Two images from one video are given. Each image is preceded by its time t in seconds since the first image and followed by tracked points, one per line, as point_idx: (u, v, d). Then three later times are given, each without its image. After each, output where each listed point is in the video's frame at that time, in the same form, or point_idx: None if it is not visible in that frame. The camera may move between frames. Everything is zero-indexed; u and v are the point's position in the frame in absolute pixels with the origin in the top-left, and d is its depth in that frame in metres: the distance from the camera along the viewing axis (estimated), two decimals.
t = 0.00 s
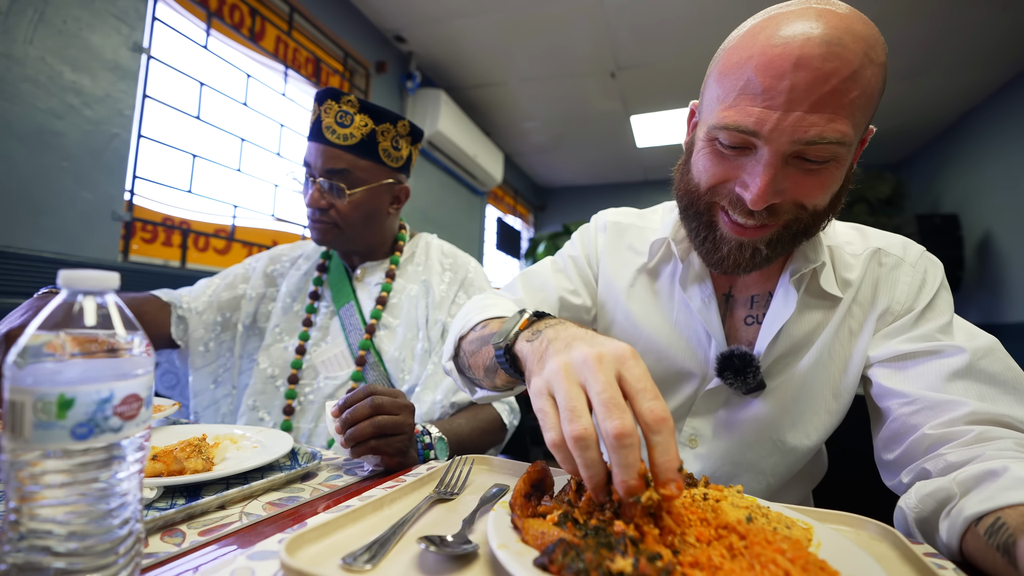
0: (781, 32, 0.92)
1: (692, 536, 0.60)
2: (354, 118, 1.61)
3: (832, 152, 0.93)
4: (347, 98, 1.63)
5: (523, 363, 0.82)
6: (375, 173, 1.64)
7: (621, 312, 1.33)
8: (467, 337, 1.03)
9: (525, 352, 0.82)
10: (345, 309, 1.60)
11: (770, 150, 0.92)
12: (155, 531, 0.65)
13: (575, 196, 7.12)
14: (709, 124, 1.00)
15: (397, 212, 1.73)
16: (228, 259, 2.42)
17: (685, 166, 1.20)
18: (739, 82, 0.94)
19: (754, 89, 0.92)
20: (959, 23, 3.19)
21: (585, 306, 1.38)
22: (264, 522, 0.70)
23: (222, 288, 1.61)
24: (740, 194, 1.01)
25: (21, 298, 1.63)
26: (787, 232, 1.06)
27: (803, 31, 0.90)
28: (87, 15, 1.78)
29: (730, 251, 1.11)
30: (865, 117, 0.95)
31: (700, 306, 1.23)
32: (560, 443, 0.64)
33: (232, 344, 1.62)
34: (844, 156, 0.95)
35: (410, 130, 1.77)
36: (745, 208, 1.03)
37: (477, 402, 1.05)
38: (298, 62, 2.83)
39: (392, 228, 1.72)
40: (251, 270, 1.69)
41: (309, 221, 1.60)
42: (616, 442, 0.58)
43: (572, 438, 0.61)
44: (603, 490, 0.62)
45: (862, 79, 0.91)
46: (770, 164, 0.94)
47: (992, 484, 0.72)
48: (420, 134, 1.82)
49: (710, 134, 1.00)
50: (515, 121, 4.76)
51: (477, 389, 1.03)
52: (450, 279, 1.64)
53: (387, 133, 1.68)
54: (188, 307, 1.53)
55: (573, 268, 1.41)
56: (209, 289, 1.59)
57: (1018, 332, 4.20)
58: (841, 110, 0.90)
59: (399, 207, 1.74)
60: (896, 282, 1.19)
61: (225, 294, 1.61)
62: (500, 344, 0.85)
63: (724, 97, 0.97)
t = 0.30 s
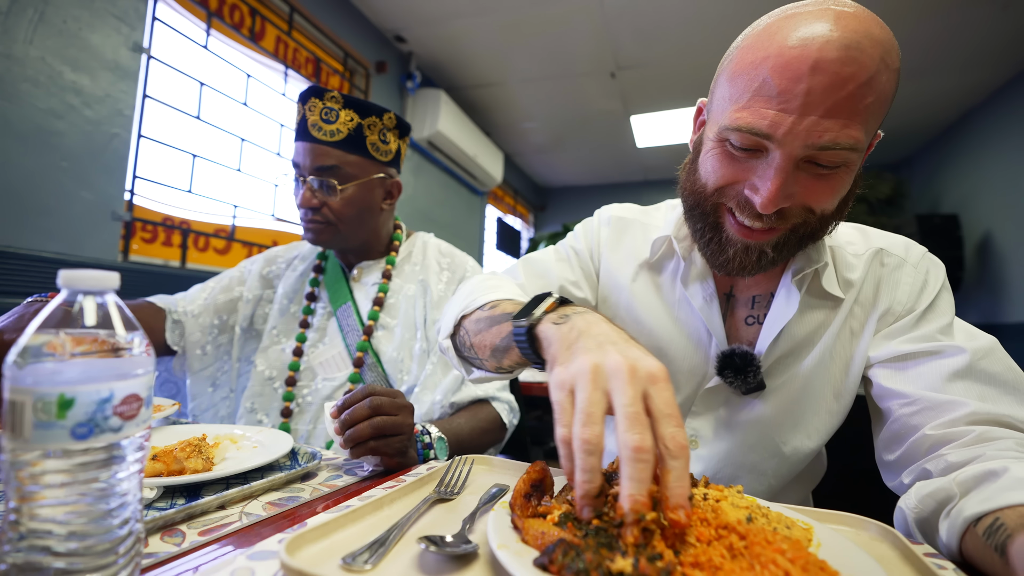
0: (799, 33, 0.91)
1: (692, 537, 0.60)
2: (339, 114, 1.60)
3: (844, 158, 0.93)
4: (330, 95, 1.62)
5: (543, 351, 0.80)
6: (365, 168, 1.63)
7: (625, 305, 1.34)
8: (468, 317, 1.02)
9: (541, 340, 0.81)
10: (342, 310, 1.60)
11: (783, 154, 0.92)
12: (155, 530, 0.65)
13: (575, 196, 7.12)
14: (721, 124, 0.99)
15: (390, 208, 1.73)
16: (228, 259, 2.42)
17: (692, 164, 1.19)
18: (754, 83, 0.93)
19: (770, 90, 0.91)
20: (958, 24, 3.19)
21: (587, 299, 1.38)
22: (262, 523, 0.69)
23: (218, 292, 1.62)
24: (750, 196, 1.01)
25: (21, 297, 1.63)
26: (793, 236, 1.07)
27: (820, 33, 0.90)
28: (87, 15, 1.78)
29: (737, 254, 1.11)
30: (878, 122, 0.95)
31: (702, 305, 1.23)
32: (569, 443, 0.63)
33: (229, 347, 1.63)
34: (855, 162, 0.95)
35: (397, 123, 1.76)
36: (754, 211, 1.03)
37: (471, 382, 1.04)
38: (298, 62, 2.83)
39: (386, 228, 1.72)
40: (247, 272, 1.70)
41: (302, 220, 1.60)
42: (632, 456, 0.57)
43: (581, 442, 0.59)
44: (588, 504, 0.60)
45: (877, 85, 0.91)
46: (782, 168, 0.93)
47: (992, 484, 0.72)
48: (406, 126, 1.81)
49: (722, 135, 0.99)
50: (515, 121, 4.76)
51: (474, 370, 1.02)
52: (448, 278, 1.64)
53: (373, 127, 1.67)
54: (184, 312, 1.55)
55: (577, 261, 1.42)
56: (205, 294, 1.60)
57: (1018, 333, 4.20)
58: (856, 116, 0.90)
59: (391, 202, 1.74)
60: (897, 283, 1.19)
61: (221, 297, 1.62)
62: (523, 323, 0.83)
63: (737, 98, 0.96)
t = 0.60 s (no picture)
0: (822, 32, 0.91)
1: (692, 537, 0.60)
2: (329, 116, 1.60)
3: (862, 159, 0.93)
4: (320, 96, 1.62)
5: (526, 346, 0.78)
6: (353, 171, 1.62)
7: (631, 299, 1.35)
8: (457, 300, 1.03)
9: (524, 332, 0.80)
10: (338, 312, 1.60)
11: (801, 154, 0.92)
12: (155, 530, 0.65)
13: (575, 196, 7.12)
14: (740, 122, 0.99)
15: (381, 211, 1.72)
16: (228, 259, 2.42)
17: (705, 163, 1.19)
18: (775, 81, 0.93)
19: (791, 89, 0.91)
20: (957, 24, 3.19)
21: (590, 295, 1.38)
22: (263, 523, 0.69)
23: (214, 307, 1.64)
24: (765, 196, 1.01)
25: (21, 298, 1.63)
26: (806, 237, 1.07)
27: (845, 32, 0.90)
28: (87, 15, 1.78)
29: (748, 255, 1.12)
30: (897, 125, 0.96)
31: (707, 304, 1.22)
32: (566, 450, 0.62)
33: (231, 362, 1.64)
34: (872, 164, 0.96)
35: (389, 125, 1.76)
36: (770, 211, 1.03)
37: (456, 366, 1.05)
38: (298, 62, 2.83)
39: (379, 229, 1.71)
40: (241, 286, 1.70)
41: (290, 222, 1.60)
42: (623, 465, 0.56)
43: (578, 453, 0.58)
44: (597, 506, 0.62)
45: (898, 86, 0.91)
46: (799, 169, 0.94)
47: (993, 484, 0.72)
48: (400, 127, 1.81)
49: (739, 133, 0.99)
50: (515, 121, 4.76)
51: (459, 354, 1.03)
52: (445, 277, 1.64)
53: (364, 129, 1.67)
54: (184, 329, 1.58)
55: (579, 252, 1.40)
56: (203, 310, 1.62)
57: (1019, 333, 4.20)
58: (877, 118, 0.90)
59: (383, 205, 1.72)
60: (902, 285, 1.19)
61: (217, 313, 1.63)
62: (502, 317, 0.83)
63: (757, 95, 0.96)
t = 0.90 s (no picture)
0: (834, 32, 0.91)
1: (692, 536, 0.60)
2: (319, 114, 1.59)
3: (873, 161, 0.93)
4: (309, 94, 1.60)
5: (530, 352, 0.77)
6: (346, 168, 1.62)
7: (632, 298, 1.35)
8: (459, 304, 1.03)
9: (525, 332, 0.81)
10: (334, 313, 1.59)
11: (812, 155, 0.92)
12: (155, 530, 0.65)
13: (575, 196, 7.12)
14: (750, 121, 0.99)
15: (375, 208, 1.72)
16: (228, 259, 2.42)
17: (712, 163, 1.19)
18: (787, 81, 0.93)
19: (803, 89, 0.91)
20: (957, 24, 3.20)
21: (593, 296, 1.38)
22: (263, 523, 0.69)
23: (213, 314, 1.64)
24: (775, 197, 1.01)
25: (21, 298, 1.64)
26: (812, 240, 1.07)
27: (860, 34, 0.89)
28: (87, 15, 1.78)
29: (755, 256, 1.12)
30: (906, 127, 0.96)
31: (711, 306, 1.23)
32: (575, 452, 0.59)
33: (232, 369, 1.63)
34: (880, 167, 0.96)
35: (378, 121, 1.74)
36: (778, 212, 1.03)
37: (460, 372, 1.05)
38: (298, 62, 2.83)
39: (371, 229, 1.71)
40: (237, 293, 1.70)
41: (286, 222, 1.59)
42: (645, 464, 0.54)
43: (592, 454, 0.56)
44: (612, 521, 0.56)
45: (910, 90, 0.91)
46: (810, 170, 0.93)
47: (994, 484, 0.72)
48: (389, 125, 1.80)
49: (749, 133, 0.99)
50: (515, 121, 4.76)
51: (463, 360, 1.03)
52: (440, 275, 1.63)
53: (355, 126, 1.66)
54: (185, 338, 1.58)
55: (581, 254, 1.40)
56: (202, 318, 1.62)
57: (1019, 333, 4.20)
58: (889, 120, 0.90)
59: (375, 202, 1.73)
60: (904, 285, 1.19)
61: (216, 321, 1.63)
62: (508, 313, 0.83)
63: (768, 95, 0.96)
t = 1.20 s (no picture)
0: (823, 33, 0.91)
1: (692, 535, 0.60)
2: (337, 102, 1.69)
3: (864, 160, 0.93)
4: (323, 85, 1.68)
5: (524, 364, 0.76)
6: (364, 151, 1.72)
7: (632, 298, 1.35)
8: (459, 306, 1.03)
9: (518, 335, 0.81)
10: (331, 314, 1.59)
11: (802, 155, 0.92)
12: (155, 530, 0.65)
13: (575, 196, 7.12)
14: (740, 123, 0.99)
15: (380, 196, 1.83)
16: (228, 259, 2.42)
17: (706, 164, 1.20)
18: (776, 82, 0.94)
19: (792, 90, 0.91)
20: (957, 24, 3.20)
21: (591, 296, 1.38)
22: (263, 523, 0.69)
23: (207, 316, 1.64)
24: (766, 198, 1.01)
25: (21, 298, 1.64)
26: (804, 240, 1.07)
27: (849, 34, 0.89)
28: (87, 15, 1.78)
29: (747, 255, 1.12)
30: (898, 126, 0.95)
31: (710, 306, 1.23)
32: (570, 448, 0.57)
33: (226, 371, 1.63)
34: (872, 166, 0.96)
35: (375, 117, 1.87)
36: (770, 213, 1.03)
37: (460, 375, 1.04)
38: (298, 62, 2.83)
39: (372, 223, 1.73)
40: (232, 295, 1.70)
41: (314, 201, 1.59)
42: (658, 456, 0.55)
43: (598, 448, 0.55)
44: (622, 521, 0.54)
45: (900, 88, 0.90)
46: (800, 170, 0.94)
47: (993, 484, 0.72)
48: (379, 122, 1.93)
49: (739, 134, 0.99)
50: (515, 121, 4.76)
51: (463, 363, 1.03)
52: (436, 274, 1.63)
53: (363, 116, 1.78)
54: (177, 339, 1.58)
55: (580, 255, 1.40)
56: (196, 320, 1.62)
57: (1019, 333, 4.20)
58: (879, 120, 0.90)
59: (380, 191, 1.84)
60: (904, 286, 1.19)
61: (209, 323, 1.63)
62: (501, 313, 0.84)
63: (758, 96, 0.96)
